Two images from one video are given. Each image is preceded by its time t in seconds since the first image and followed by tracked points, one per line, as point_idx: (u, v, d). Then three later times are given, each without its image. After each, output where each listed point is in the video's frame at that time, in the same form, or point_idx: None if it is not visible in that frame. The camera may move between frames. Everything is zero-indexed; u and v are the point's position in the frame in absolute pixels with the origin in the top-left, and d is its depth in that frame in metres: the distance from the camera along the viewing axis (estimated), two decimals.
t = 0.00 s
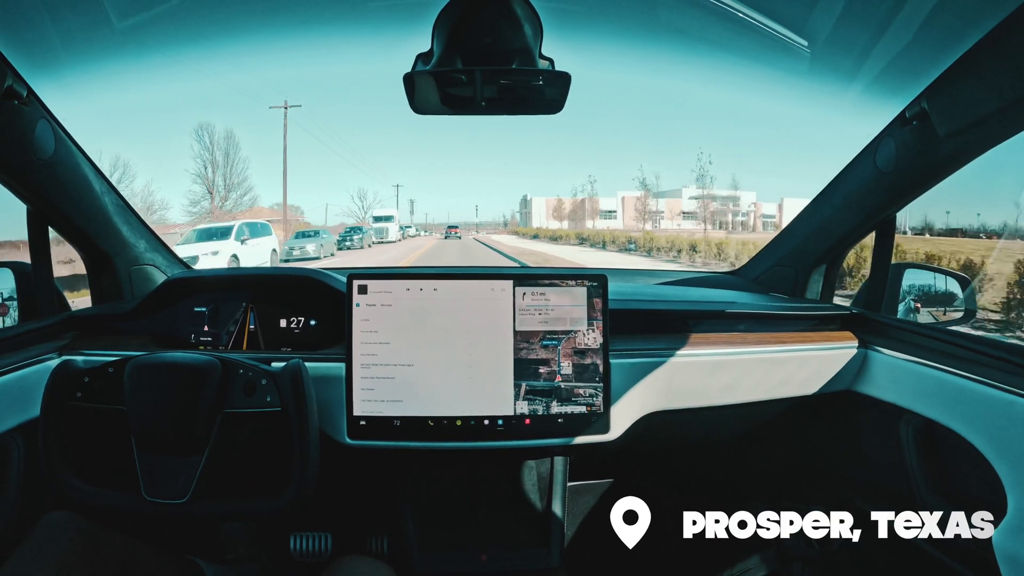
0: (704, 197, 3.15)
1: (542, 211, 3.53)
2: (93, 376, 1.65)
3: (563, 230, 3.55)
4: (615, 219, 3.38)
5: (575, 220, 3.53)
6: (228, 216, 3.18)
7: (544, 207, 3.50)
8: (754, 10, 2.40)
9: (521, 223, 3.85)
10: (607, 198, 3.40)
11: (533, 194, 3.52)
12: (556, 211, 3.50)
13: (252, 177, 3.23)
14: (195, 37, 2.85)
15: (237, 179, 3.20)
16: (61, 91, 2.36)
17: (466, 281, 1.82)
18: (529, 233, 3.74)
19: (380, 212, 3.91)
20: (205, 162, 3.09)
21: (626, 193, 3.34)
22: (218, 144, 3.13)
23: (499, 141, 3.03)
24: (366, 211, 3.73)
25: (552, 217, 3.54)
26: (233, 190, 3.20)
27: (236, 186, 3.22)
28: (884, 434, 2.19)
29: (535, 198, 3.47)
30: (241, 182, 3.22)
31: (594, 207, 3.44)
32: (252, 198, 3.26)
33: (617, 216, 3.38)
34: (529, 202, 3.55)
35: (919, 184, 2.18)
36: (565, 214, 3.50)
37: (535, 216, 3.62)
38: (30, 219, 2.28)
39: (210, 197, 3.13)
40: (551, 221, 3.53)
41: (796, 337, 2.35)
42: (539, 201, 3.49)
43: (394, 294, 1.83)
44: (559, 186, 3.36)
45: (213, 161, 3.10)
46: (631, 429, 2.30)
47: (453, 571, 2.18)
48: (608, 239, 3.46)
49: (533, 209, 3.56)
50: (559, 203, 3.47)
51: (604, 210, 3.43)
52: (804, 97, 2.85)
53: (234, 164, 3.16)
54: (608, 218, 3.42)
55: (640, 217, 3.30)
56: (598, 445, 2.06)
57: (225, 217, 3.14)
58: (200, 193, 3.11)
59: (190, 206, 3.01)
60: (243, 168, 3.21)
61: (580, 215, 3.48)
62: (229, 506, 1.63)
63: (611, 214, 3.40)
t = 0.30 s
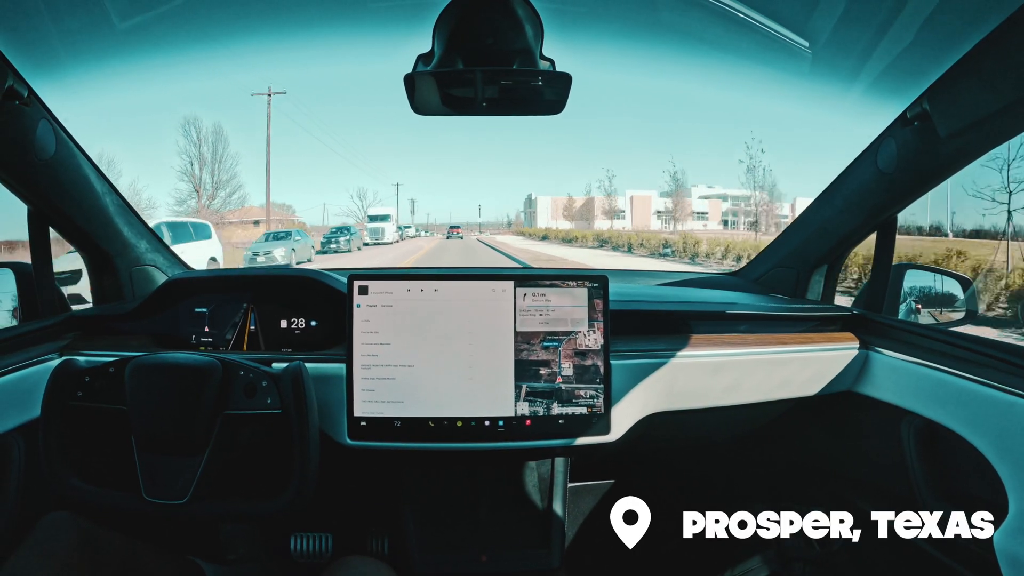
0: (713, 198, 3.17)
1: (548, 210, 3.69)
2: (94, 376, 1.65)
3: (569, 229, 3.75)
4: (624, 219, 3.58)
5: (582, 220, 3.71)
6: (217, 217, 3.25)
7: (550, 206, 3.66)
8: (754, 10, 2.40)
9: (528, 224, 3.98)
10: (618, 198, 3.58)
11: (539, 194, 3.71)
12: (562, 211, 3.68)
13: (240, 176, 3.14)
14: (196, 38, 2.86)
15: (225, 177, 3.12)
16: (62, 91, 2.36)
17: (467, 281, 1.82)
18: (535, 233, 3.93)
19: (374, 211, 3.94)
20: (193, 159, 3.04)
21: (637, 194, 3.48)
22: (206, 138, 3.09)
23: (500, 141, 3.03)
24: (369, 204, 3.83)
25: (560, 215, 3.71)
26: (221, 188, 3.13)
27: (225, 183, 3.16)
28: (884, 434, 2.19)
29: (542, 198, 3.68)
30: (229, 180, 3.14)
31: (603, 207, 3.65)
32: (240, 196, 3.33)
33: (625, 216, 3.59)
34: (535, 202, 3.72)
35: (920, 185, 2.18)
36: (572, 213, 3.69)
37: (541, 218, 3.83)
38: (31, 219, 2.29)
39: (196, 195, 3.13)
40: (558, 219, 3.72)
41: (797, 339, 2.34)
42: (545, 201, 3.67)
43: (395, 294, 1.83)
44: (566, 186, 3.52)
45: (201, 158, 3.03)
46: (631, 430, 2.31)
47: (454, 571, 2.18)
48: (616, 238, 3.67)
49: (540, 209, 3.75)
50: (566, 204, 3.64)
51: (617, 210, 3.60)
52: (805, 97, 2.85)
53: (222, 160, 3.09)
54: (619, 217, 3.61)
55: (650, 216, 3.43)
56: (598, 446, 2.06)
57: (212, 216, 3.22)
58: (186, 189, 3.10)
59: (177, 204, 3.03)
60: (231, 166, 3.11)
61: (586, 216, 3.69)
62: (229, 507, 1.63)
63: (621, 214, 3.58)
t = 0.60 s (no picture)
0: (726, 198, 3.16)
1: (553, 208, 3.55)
2: (96, 375, 1.65)
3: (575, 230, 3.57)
4: (629, 219, 3.42)
5: (590, 219, 3.51)
6: (202, 217, 2.97)
7: (556, 207, 3.52)
8: (755, 10, 2.40)
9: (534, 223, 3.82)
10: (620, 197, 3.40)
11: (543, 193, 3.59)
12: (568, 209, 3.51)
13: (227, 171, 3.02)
14: (198, 39, 2.86)
15: (211, 174, 2.99)
16: (62, 90, 2.36)
17: (469, 281, 1.82)
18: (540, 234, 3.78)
19: (368, 211, 3.84)
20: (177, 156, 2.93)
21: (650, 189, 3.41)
22: (191, 134, 3.02)
23: (501, 140, 3.02)
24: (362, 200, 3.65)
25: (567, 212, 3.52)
26: (207, 186, 2.99)
27: (210, 180, 3.01)
28: (885, 435, 2.19)
29: (546, 197, 3.54)
30: (215, 177, 3.00)
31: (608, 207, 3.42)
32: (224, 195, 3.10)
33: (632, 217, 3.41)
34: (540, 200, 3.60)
35: (921, 185, 2.17)
36: (580, 211, 3.51)
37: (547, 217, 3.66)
38: (34, 219, 2.29)
39: (182, 192, 2.91)
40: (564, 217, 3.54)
41: (798, 339, 2.34)
42: (551, 201, 3.53)
43: (396, 294, 1.83)
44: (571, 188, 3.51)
45: (185, 156, 2.93)
46: (633, 430, 2.31)
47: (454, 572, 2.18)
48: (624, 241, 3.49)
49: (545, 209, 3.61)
50: (572, 201, 3.48)
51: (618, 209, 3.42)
52: (806, 97, 2.85)
53: (207, 157, 2.99)
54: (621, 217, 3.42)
55: (660, 216, 3.32)
56: (600, 446, 2.06)
57: (197, 215, 2.93)
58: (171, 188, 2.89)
59: (160, 205, 2.78)
60: (217, 162, 3.01)
61: (596, 210, 3.45)
62: (229, 508, 1.63)
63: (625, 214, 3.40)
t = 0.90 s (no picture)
0: (738, 197, 3.06)
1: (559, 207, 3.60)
2: (96, 374, 1.65)
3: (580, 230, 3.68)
4: (643, 219, 3.46)
5: (595, 219, 3.65)
6: (185, 217, 2.82)
7: (563, 206, 3.60)
8: (757, 11, 2.40)
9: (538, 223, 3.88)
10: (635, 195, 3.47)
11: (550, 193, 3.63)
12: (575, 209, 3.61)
13: (211, 166, 2.81)
14: (200, 39, 2.86)
15: (193, 171, 2.78)
16: (64, 90, 2.36)
17: (471, 282, 1.82)
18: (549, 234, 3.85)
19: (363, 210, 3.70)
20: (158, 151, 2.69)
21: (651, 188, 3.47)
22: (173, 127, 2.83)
23: (503, 141, 3.02)
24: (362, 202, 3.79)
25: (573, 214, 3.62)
26: (189, 183, 2.79)
27: (193, 178, 2.82)
28: (886, 436, 2.19)
29: (552, 197, 3.58)
30: (198, 174, 2.79)
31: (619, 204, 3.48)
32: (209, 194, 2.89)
33: (644, 215, 3.48)
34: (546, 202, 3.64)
35: (923, 187, 2.17)
36: (589, 211, 3.61)
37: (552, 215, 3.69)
38: (34, 219, 2.29)
39: (163, 190, 2.68)
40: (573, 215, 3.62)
41: (800, 340, 2.34)
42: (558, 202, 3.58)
43: (397, 295, 1.82)
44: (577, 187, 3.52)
45: (167, 149, 2.71)
46: (634, 431, 2.32)
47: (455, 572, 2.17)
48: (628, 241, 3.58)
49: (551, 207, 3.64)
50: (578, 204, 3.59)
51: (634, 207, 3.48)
52: (808, 97, 2.84)
53: (190, 151, 2.78)
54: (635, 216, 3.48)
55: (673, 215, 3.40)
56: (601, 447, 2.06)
57: (179, 215, 2.77)
58: (152, 185, 2.65)
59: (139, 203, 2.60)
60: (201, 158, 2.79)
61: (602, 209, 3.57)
62: (229, 508, 1.63)
63: (639, 213, 3.47)
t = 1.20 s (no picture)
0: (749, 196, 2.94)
1: (566, 205, 3.46)
2: (98, 373, 1.65)
3: (591, 230, 3.49)
4: (650, 220, 3.24)
5: (607, 218, 3.46)
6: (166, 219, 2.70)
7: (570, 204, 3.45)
8: (759, 11, 2.40)
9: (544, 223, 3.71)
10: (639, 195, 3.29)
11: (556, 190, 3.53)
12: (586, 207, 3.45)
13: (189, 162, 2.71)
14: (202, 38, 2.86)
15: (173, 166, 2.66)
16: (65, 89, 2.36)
17: (473, 282, 1.82)
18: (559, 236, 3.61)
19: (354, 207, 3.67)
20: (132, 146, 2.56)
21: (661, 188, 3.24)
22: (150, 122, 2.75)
23: (504, 141, 3.02)
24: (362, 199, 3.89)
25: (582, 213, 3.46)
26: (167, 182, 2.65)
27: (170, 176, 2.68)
28: (886, 437, 2.19)
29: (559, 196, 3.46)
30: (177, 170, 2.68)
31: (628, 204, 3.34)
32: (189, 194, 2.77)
33: (652, 214, 3.26)
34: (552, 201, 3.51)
35: (924, 187, 2.17)
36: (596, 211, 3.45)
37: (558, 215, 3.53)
38: (36, 218, 2.30)
39: (141, 188, 2.56)
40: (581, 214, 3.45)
41: (801, 340, 2.34)
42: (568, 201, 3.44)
43: (398, 294, 1.82)
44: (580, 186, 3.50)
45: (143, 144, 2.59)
46: (635, 432, 2.32)
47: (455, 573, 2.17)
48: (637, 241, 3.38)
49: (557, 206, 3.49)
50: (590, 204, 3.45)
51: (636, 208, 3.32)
52: (810, 97, 2.83)
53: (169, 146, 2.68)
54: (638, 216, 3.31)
55: (683, 216, 3.11)
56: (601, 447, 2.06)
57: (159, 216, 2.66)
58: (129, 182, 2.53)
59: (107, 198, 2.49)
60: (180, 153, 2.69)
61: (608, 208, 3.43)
62: (230, 508, 1.63)
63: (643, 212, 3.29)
